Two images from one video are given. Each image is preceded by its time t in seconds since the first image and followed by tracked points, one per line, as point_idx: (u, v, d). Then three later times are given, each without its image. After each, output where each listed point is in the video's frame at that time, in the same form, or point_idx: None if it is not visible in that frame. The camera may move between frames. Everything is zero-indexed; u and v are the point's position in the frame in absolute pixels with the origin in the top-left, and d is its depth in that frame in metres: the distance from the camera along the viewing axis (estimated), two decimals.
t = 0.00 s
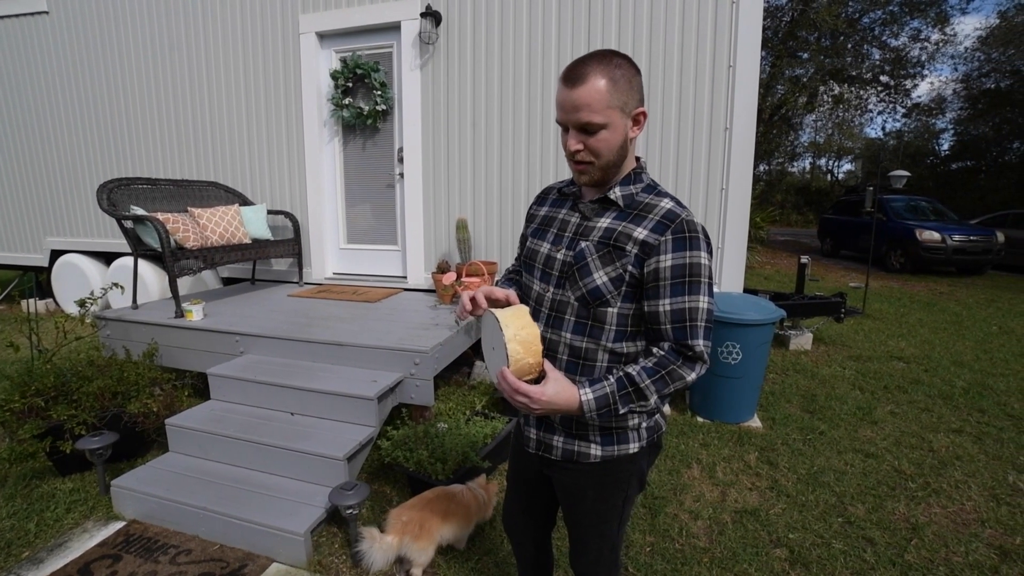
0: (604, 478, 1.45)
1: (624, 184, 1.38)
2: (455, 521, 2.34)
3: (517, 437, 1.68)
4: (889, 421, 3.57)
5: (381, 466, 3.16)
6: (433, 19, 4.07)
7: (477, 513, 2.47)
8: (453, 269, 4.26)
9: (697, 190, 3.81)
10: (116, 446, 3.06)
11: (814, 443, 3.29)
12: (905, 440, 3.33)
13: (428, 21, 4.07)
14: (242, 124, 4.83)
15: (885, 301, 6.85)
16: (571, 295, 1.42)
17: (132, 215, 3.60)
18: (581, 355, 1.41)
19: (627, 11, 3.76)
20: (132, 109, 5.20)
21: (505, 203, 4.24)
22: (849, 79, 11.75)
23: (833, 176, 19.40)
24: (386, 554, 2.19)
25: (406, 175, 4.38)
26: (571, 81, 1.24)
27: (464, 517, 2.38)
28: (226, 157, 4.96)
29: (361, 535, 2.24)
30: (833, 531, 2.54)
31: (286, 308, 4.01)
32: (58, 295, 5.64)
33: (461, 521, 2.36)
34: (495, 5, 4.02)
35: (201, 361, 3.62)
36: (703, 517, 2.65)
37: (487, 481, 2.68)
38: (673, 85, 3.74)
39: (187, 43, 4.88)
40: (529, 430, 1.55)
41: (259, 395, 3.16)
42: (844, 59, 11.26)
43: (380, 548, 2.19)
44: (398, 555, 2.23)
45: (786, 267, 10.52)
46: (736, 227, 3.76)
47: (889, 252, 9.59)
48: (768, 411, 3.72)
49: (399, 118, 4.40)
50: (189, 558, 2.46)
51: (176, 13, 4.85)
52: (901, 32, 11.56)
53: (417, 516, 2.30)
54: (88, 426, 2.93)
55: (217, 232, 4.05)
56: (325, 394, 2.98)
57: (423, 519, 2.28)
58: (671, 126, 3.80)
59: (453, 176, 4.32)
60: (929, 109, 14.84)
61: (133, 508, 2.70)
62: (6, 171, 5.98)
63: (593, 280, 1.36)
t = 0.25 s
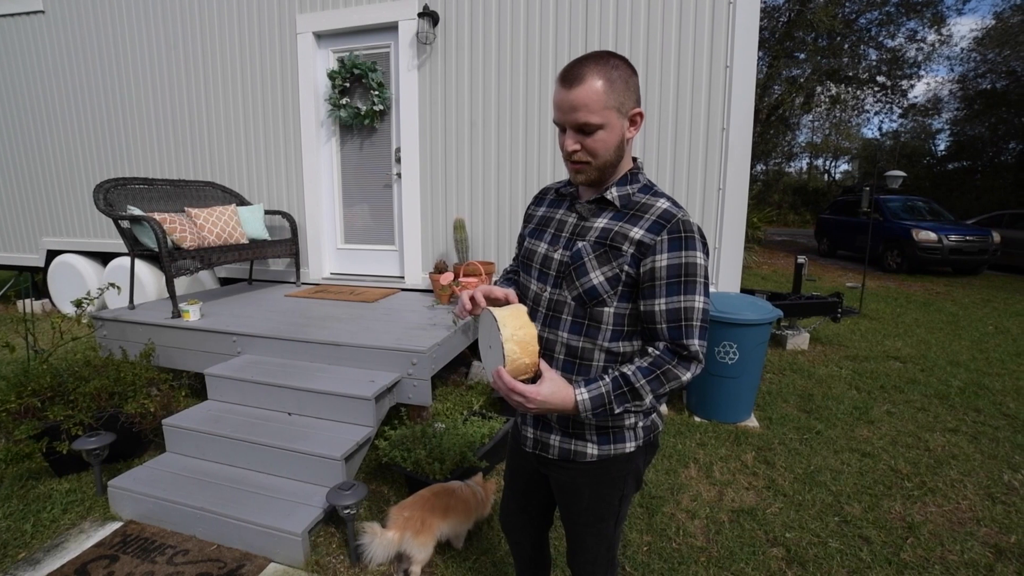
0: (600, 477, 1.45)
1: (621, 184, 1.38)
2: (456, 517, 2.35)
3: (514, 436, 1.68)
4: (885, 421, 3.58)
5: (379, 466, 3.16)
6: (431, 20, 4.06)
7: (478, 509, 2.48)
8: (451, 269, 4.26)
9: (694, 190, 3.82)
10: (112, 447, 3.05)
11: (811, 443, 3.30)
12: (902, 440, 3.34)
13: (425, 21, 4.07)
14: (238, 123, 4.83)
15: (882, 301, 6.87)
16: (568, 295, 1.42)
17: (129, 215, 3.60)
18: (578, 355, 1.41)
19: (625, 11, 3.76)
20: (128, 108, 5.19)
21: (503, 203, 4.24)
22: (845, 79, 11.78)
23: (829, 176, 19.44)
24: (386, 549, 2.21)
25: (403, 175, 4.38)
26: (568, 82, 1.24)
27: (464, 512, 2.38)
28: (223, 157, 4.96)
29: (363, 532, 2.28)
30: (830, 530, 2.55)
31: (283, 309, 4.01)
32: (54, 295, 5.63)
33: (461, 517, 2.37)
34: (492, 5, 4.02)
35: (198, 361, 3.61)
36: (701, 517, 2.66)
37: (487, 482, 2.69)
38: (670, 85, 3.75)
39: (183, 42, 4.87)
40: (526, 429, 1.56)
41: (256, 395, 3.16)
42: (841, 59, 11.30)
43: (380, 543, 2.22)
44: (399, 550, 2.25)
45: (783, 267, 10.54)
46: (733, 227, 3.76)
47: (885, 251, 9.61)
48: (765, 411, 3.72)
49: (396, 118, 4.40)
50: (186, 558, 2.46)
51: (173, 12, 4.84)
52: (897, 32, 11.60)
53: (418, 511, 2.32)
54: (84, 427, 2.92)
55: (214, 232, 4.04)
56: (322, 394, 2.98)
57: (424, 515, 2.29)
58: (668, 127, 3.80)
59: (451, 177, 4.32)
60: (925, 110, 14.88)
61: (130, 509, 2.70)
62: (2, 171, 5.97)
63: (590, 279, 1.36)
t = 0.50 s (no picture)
0: (597, 476, 1.45)
1: (618, 184, 1.38)
2: (456, 513, 2.36)
3: (512, 435, 1.68)
4: (882, 420, 3.59)
5: (376, 466, 3.16)
6: (428, 19, 4.06)
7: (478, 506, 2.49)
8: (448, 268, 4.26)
9: (692, 190, 3.82)
10: (109, 447, 3.04)
11: (808, 442, 3.31)
12: (898, 439, 3.35)
13: (422, 21, 4.06)
14: (235, 123, 4.82)
15: (878, 300, 6.89)
16: (565, 294, 1.42)
17: (125, 214, 3.59)
18: (575, 355, 1.42)
19: (622, 11, 3.77)
20: (124, 108, 5.18)
21: (500, 203, 4.24)
22: (842, 79, 11.80)
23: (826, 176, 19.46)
24: (392, 551, 2.20)
25: (400, 174, 4.37)
26: (566, 82, 1.24)
27: (464, 508, 2.40)
28: (219, 157, 4.95)
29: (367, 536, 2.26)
30: (826, 528, 2.55)
31: (281, 308, 4.00)
32: (50, 295, 5.61)
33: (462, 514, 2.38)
34: (490, 5, 4.02)
35: (195, 361, 3.60)
36: (698, 516, 2.66)
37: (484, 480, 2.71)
38: (667, 85, 3.75)
39: (180, 41, 4.85)
40: (524, 428, 1.56)
41: (253, 395, 3.15)
42: (838, 59, 11.32)
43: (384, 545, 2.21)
44: (402, 550, 2.25)
45: (780, 267, 10.55)
46: (730, 226, 3.77)
47: (882, 251, 9.63)
48: (762, 410, 3.73)
49: (393, 118, 4.39)
50: (184, 558, 2.45)
51: (169, 12, 4.83)
52: (894, 32, 11.63)
53: (419, 510, 2.31)
54: (81, 427, 2.91)
55: (211, 231, 4.03)
56: (319, 394, 2.98)
57: (425, 513, 2.30)
58: (665, 127, 3.80)
59: (448, 177, 4.31)
60: (921, 110, 14.93)
61: (127, 509, 2.69)
62: None
63: (587, 279, 1.36)
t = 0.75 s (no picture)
0: (594, 476, 1.45)
1: (616, 184, 1.38)
2: (455, 512, 2.36)
3: (509, 435, 1.68)
4: (879, 420, 3.60)
5: (373, 466, 3.16)
6: (426, 19, 4.07)
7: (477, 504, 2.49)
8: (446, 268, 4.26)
9: (689, 190, 3.83)
10: (106, 447, 3.03)
11: (805, 442, 3.32)
12: (895, 438, 3.36)
13: (420, 21, 4.07)
14: (232, 123, 4.81)
15: (875, 300, 6.90)
16: (563, 294, 1.42)
17: (122, 214, 3.58)
18: (572, 355, 1.42)
19: (620, 11, 3.77)
20: (120, 107, 5.17)
21: (498, 203, 4.24)
22: (839, 79, 11.82)
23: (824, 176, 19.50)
24: (391, 551, 2.20)
25: (398, 174, 4.38)
26: (564, 81, 1.24)
27: (463, 507, 2.40)
28: (217, 156, 4.94)
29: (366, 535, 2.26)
30: (824, 528, 2.56)
31: (278, 308, 3.99)
32: (46, 295, 5.60)
33: (461, 513, 2.39)
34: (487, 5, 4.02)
35: (192, 361, 3.60)
36: (695, 516, 2.67)
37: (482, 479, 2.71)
38: (665, 85, 3.75)
39: (176, 41, 4.85)
40: (521, 428, 1.56)
41: (251, 395, 3.15)
42: (835, 60, 11.35)
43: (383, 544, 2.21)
44: (401, 550, 2.24)
45: (777, 267, 10.57)
46: (727, 226, 3.77)
47: (879, 251, 9.65)
48: (759, 410, 3.74)
49: (391, 118, 4.39)
50: (181, 558, 2.45)
51: (166, 11, 4.82)
52: (891, 32, 11.63)
53: (419, 509, 2.30)
54: (77, 427, 2.90)
55: (208, 231, 4.03)
56: (317, 394, 2.97)
57: (424, 513, 2.29)
58: (663, 127, 3.81)
59: (446, 177, 4.31)
60: (918, 110, 14.97)
61: (123, 509, 2.69)
62: None
63: (584, 278, 1.36)
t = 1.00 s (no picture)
0: (593, 477, 1.45)
1: (614, 184, 1.38)
2: (453, 513, 2.36)
3: (508, 436, 1.68)
4: (877, 420, 3.60)
5: (371, 467, 3.15)
6: (424, 19, 4.07)
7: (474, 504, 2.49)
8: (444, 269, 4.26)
9: (688, 190, 3.83)
10: (104, 447, 3.03)
11: (803, 442, 3.32)
12: (893, 438, 3.36)
13: (418, 21, 4.07)
14: (230, 123, 4.81)
15: (873, 300, 6.91)
16: (561, 294, 1.42)
17: (120, 215, 3.58)
18: (571, 355, 1.41)
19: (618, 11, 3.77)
20: (118, 107, 5.16)
21: (496, 203, 4.24)
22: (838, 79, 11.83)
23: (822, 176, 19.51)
24: (388, 549, 2.22)
25: (396, 174, 4.38)
26: (563, 80, 1.24)
27: (461, 508, 2.40)
28: (214, 157, 4.94)
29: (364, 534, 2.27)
30: (822, 528, 2.56)
31: (276, 309, 3.99)
32: (44, 296, 5.59)
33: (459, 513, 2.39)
34: (485, 5, 4.02)
35: (190, 361, 3.60)
36: (694, 516, 2.67)
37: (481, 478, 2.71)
38: (663, 85, 3.76)
39: (174, 41, 4.85)
40: (519, 428, 1.56)
41: (249, 396, 3.14)
42: (833, 60, 11.36)
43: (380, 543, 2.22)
44: (398, 549, 2.25)
45: (775, 267, 10.57)
46: (725, 226, 3.78)
47: (878, 251, 9.66)
48: (758, 410, 3.74)
49: (389, 118, 4.39)
50: (179, 558, 2.45)
51: (163, 11, 4.82)
52: (889, 32, 11.65)
53: (417, 509, 2.30)
54: (75, 427, 2.90)
55: (206, 232, 4.03)
56: (315, 394, 2.97)
57: (422, 513, 2.28)
58: (661, 127, 3.81)
59: (444, 176, 4.31)
60: (916, 110, 14.98)
61: (121, 510, 2.69)
62: None
63: (583, 278, 1.36)
